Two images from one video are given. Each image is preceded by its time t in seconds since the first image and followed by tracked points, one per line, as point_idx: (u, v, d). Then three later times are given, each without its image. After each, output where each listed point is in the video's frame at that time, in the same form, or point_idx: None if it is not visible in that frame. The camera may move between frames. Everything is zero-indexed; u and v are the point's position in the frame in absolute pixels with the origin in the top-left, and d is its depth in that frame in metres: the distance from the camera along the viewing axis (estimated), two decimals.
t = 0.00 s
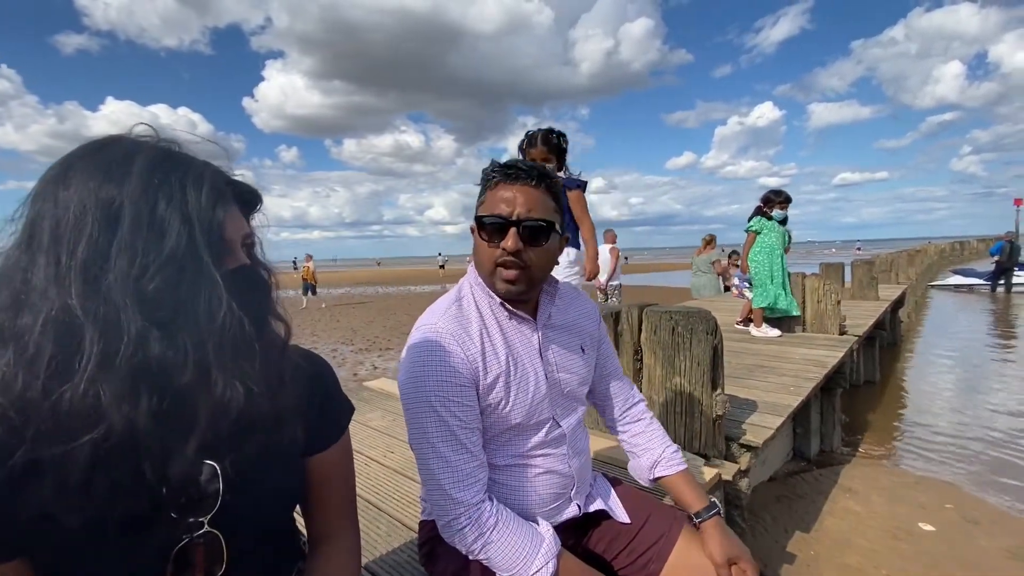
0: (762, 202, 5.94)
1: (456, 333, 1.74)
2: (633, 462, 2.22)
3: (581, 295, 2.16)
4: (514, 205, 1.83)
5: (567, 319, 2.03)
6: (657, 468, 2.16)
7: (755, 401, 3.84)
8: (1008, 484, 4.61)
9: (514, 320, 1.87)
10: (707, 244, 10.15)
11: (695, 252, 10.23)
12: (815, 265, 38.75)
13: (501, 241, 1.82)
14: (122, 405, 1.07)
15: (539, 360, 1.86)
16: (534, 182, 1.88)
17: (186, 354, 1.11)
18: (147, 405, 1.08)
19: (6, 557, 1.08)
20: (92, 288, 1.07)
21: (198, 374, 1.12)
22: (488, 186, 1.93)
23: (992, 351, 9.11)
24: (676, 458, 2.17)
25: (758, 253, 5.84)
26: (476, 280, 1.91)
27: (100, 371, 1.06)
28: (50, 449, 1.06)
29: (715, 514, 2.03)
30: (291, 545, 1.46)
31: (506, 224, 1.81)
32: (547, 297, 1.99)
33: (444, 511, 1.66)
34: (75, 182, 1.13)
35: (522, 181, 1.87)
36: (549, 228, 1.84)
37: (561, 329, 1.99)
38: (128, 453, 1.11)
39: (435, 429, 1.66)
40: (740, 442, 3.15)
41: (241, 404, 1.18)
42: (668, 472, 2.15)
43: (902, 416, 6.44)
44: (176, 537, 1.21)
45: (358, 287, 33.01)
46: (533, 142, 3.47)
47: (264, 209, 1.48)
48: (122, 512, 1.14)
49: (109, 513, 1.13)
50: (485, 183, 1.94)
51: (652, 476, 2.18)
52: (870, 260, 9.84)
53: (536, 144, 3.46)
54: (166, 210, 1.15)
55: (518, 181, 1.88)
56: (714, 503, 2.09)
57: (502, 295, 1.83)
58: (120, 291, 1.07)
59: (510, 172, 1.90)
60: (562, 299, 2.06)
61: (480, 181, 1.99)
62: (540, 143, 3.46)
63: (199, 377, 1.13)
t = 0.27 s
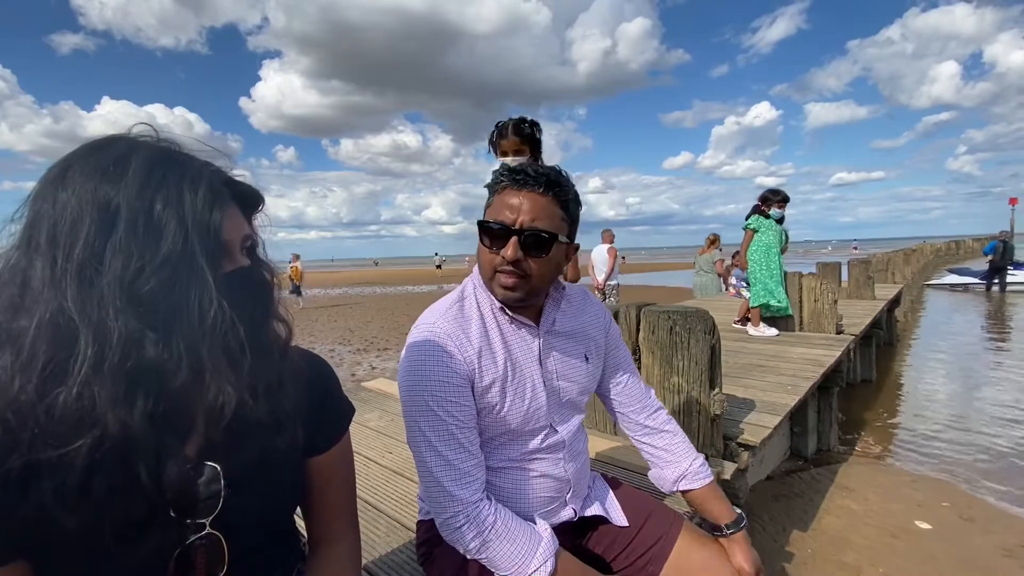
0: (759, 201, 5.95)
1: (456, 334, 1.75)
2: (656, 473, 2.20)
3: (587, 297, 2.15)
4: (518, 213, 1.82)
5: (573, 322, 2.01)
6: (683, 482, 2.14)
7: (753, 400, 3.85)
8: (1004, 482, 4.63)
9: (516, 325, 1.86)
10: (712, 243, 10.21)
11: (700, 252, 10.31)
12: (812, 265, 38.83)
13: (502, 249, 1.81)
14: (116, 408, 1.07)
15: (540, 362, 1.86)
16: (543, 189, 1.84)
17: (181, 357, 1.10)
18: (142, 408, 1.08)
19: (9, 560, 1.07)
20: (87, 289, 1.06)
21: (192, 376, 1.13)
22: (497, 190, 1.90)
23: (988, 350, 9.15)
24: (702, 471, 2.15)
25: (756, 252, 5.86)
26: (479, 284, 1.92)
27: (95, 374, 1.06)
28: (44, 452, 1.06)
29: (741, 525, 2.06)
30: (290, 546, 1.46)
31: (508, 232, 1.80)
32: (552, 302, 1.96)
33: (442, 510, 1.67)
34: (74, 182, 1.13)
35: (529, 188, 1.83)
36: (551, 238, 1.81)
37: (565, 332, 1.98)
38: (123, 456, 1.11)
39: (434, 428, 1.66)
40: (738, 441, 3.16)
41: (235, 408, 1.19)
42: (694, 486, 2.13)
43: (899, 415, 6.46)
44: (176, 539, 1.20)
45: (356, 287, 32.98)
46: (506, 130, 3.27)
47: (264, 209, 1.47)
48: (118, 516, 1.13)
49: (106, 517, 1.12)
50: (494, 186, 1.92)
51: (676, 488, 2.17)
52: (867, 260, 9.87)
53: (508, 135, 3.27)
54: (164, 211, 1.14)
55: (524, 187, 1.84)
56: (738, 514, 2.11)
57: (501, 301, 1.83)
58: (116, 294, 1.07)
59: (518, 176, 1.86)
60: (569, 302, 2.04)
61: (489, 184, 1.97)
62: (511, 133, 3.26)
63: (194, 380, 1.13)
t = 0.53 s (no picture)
0: (756, 200, 5.97)
1: (459, 340, 1.75)
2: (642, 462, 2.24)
3: (591, 299, 2.15)
4: (525, 216, 1.82)
5: (576, 325, 2.02)
6: (667, 473, 2.22)
7: (750, 399, 3.87)
8: (999, 480, 4.66)
9: (521, 329, 1.85)
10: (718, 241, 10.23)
11: (704, 250, 10.35)
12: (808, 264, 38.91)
13: (507, 253, 1.82)
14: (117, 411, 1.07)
15: (543, 368, 1.86)
16: (549, 192, 1.84)
17: (181, 362, 1.10)
18: (144, 411, 1.08)
19: (9, 563, 1.07)
20: (87, 292, 1.07)
21: (193, 381, 1.12)
22: (501, 191, 1.90)
23: (983, 348, 9.20)
24: (682, 464, 2.25)
25: (752, 251, 5.88)
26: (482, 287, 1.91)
27: (94, 376, 1.06)
28: (45, 455, 1.06)
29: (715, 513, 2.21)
30: (292, 548, 1.47)
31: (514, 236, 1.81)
32: (556, 306, 1.97)
33: (443, 516, 1.67)
34: (76, 183, 1.13)
35: (535, 191, 1.83)
36: (557, 242, 1.82)
37: (569, 336, 1.98)
38: (123, 460, 1.11)
39: (435, 435, 1.67)
40: (736, 440, 3.17)
41: (237, 413, 1.19)
42: (677, 477, 2.22)
43: (895, 413, 6.49)
44: (179, 542, 1.20)
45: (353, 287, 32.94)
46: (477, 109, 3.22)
47: (268, 210, 1.47)
48: (118, 520, 1.13)
49: (106, 520, 1.12)
50: (498, 186, 1.92)
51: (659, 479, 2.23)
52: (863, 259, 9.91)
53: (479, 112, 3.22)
54: (165, 213, 1.14)
55: (529, 189, 1.84)
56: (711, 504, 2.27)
57: (503, 307, 1.83)
58: (116, 296, 1.07)
59: (523, 178, 1.86)
60: (573, 305, 2.05)
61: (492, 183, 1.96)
62: (482, 113, 3.22)
63: (195, 385, 1.13)
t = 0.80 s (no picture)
0: (753, 199, 5.98)
1: (461, 346, 1.74)
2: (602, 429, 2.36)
3: (591, 300, 2.16)
4: (531, 208, 1.82)
5: (576, 327, 2.02)
6: (628, 435, 2.33)
7: (749, 398, 3.87)
8: (996, 478, 4.68)
9: (524, 330, 1.86)
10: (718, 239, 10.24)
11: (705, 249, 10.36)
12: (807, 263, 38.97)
13: (518, 248, 1.81)
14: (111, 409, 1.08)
15: (546, 373, 1.86)
16: (550, 183, 1.87)
17: (173, 361, 1.11)
18: (138, 407, 1.09)
19: (9, 563, 1.07)
20: (78, 289, 1.07)
21: (186, 378, 1.13)
22: (500, 187, 1.91)
23: (980, 346, 9.22)
24: (642, 426, 2.36)
25: (749, 250, 5.89)
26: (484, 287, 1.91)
27: (87, 372, 1.06)
28: (41, 452, 1.06)
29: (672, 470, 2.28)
30: (292, 547, 1.47)
31: (523, 229, 1.81)
32: (558, 304, 1.98)
33: (444, 522, 1.68)
34: (70, 182, 1.13)
35: (536, 183, 1.85)
36: (565, 229, 1.84)
37: (570, 336, 1.99)
38: (118, 457, 1.11)
39: (437, 442, 1.67)
40: (735, 438, 3.18)
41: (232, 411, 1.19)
42: (636, 438, 2.33)
43: (893, 412, 6.51)
44: (180, 541, 1.20)
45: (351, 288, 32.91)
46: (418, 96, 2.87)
47: (266, 208, 1.47)
48: (119, 518, 1.13)
49: (106, 517, 1.12)
50: (497, 182, 1.92)
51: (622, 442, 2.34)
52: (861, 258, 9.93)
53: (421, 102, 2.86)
54: (156, 211, 1.14)
55: (531, 182, 1.86)
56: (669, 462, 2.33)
57: (518, 302, 1.82)
58: (106, 293, 1.07)
59: (523, 172, 1.88)
60: (572, 303, 2.06)
61: (490, 180, 1.97)
62: (427, 101, 2.87)
63: (188, 383, 1.14)
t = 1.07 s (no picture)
0: (752, 198, 5.99)
1: (463, 337, 1.75)
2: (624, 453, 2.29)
3: (591, 297, 2.18)
4: (537, 204, 1.83)
5: (576, 322, 2.04)
6: (648, 459, 2.23)
7: (749, 396, 3.88)
8: (995, 476, 4.69)
9: (524, 322, 1.86)
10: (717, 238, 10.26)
11: (706, 248, 10.37)
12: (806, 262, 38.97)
13: (525, 242, 1.82)
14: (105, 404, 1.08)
15: (544, 365, 1.88)
16: (555, 181, 1.88)
17: (166, 358, 1.12)
18: (132, 403, 1.09)
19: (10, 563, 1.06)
20: (73, 284, 1.08)
21: (180, 375, 1.14)
22: (505, 184, 1.91)
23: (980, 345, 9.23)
24: (665, 448, 2.23)
25: (748, 250, 5.90)
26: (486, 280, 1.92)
27: (81, 366, 1.07)
28: (36, 446, 1.06)
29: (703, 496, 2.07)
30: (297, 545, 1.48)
31: (529, 223, 1.82)
32: (558, 297, 2.00)
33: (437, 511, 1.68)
34: (67, 181, 1.14)
35: (541, 180, 1.86)
36: (570, 224, 1.86)
37: (569, 330, 2.00)
38: (113, 454, 1.10)
39: (435, 432, 1.68)
40: (736, 437, 3.19)
41: (226, 405, 1.20)
42: (659, 461, 2.21)
43: (893, 410, 6.52)
44: (185, 538, 1.20)
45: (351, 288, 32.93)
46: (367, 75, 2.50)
47: (263, 207, 1.47)
48: (115, 514, 1.12)
49: (103, 514, 1.11)
50: (502, 179, 1.93)
51: (644, 466, 2.25)
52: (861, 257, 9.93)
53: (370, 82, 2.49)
54: (149, 208, 1.14)
55: (536, 179, 1.87)
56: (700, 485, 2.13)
57: (524, 293, 1.83)
58: (99, 288, 1.08)
59: (528, 171, 1.89)
60: (572, 299, 2.08)
61: (495, 177, 1.97)
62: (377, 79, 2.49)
63: (180, 379, 1.14)
